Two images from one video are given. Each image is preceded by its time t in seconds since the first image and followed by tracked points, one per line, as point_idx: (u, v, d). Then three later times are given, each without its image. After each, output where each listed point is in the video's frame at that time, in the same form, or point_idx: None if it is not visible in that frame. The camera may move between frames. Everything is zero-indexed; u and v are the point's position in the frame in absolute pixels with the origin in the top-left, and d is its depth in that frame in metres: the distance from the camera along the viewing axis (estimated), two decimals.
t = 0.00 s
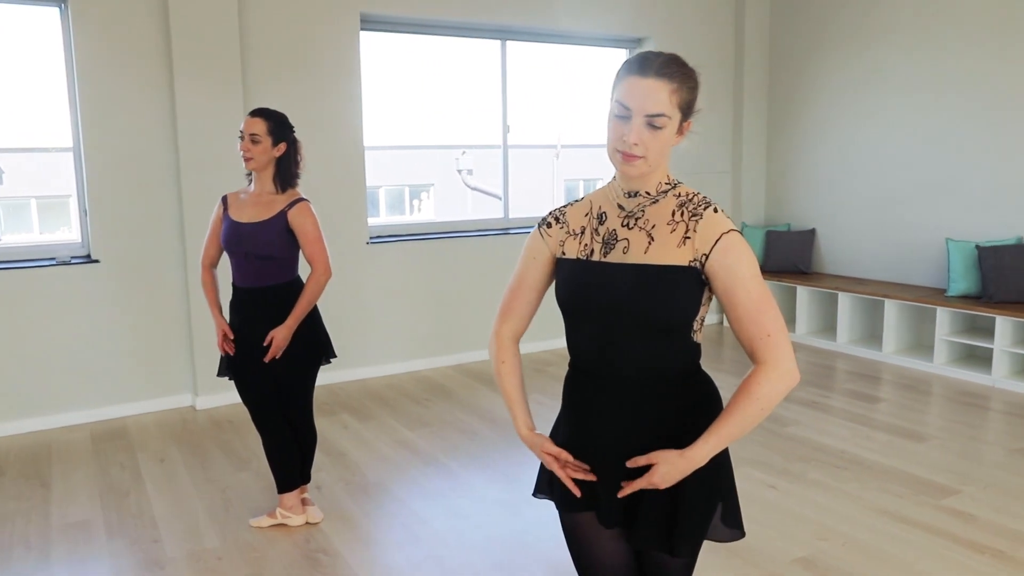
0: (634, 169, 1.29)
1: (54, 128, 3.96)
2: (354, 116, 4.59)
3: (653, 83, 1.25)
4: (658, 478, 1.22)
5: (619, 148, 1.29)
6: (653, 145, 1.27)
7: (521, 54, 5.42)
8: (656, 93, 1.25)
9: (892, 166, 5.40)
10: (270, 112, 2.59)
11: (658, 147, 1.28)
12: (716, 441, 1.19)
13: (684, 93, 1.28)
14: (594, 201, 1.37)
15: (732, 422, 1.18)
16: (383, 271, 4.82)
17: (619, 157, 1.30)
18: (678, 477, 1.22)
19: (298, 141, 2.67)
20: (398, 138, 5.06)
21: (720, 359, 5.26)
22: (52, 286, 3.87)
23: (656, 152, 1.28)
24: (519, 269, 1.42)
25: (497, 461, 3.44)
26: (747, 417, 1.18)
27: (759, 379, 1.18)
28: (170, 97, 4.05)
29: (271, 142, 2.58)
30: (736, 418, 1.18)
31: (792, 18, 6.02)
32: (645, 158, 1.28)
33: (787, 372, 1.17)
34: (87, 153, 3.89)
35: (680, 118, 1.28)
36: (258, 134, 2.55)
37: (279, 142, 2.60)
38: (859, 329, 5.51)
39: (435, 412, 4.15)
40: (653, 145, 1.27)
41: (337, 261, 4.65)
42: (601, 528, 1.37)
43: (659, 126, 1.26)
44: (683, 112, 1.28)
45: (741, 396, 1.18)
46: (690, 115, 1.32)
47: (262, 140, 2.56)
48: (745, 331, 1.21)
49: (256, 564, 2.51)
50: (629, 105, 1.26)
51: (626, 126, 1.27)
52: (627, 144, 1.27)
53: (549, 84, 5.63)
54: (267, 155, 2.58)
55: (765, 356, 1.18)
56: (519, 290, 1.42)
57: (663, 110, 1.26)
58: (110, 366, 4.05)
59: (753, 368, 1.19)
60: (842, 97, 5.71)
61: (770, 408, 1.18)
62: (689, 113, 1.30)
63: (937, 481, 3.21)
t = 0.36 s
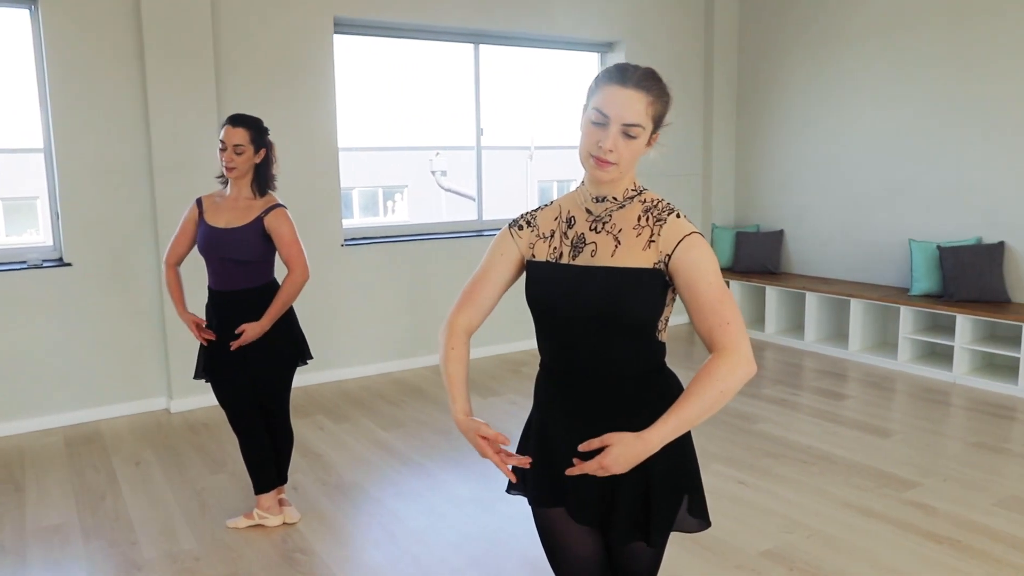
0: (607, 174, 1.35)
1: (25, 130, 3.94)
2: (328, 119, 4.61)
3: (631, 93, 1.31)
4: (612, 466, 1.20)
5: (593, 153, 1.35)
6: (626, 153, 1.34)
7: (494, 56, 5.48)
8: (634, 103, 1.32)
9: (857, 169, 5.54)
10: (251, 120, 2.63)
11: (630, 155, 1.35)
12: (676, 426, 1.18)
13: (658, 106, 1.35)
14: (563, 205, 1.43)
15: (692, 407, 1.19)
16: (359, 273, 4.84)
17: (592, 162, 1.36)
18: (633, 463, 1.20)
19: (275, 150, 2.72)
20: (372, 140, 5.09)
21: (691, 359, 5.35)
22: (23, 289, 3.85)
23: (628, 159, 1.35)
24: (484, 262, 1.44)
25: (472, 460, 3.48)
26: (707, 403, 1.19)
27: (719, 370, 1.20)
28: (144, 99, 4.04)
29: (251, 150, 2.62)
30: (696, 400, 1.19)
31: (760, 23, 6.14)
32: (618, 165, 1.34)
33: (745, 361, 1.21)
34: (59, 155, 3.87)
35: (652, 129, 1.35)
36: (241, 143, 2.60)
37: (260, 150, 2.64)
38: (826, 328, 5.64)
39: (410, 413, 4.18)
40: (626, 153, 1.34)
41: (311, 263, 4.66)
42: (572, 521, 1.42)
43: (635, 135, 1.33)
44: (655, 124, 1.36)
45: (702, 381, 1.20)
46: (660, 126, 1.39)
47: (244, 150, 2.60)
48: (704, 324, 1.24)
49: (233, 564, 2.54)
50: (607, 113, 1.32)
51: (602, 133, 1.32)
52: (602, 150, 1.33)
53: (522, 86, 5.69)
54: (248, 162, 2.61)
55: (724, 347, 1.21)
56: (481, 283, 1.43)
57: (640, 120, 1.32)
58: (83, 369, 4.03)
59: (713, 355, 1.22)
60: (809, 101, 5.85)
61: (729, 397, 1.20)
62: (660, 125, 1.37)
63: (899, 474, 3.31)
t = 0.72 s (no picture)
0: (591, 181, 1.42)
1: (15, 134, 3.98)
2: (317, 122, 4.66)
3: (616, 105, 1.38)
4: (585, 439, 1.22)
5: (579, 161, 1.41)
6: (610, 162, 1.41)
7: (482, 58, 5.54)
8: (618, 114, 1.39)
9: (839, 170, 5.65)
10: (246, 128, 2.68)
11: (613, 163, 1.42)
12: (649, 404, 1.23)
13: (640, 117, 1.42)
14: (550, 211, 1.49)
15: (665, 387, 1.24)
16: (348, 275, 4.89)
17: (577, 169, 1.42)
18: (604, 439, 1.23)
19: (267, 157, 2.77)
20: (361, 142, 5.14)
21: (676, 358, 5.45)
22: (14, 292, 3.87)
23: (612, 168, 1.42)
24: (473, 259, 1.50)
25: (461, 459, 3.55)
26: (679, 386, 1.25)
27: (693, 353, 1.26)
28: (134, 102, 4.08)
29: (246, 157, 2.67)
30: (668, 384, 1.24)
31: (743, 27, 6.24)
32: (602, 173, 1.41)
33: (716, 350, 1.27)
34: (50, 159, 3.90)
35: (634, 139, 1.43)
36: (236, 150, 2.64)
37: (254, 156, 2.70)
38: (809, 327, 5.74)
39: (400, 412, 4.24)
40: (609, 162, 1.41)
41: (302, 265, 4.71)
42: (557, 514, 1.49)
43: (618, 144, 1.40)
44: (637, 133, 1.43)
45: (674, 364, 1.26)
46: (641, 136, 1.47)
47: (240, 157, 2.65)
48: (677, 316, 1.31)
49: (228, 561, 2.59)
50: (592, 123, 1.38)
51: (588, 142, 1.39)
52: (588, 159, 1.40)
53: (509, 88, 5.76)
54: (243, 168, 2.66)
55: (697, 332, 1.27)
56: (468, 277, 1.48)
57: (623, 130, 1.39)
58: (75, 371, 4.06)
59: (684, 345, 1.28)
60: (792, 104, 5.95)
61: (699, 384, 1.25)
62: (642, 134, 1.45)
63: (877, 469, 3.40)
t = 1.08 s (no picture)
0: (592, 183, 1.48)
1: (18, 135, 4.02)
2: (318, 123, 4.71)
3: (615, 110, 1.44)
4: (580, 413, 1.24)
5: (579, 163, 1.47)
6: (609, 164, 1.46)
7: (481, 59, 5.59)
8: (617, 118, 1.44)
9: (834, 171, 5.71)
10: (253, 129, 2.75)
11: (612, 166, 1.47)
12: (642, 383, 1.27)
13: (639, 121, 1.48)
14: (551, 212, 1.55)
15: (658, 369, 1.28)
16: (349, 274, 4.94)
17: (578, 172, 1.48)
18: (598, 415, 1.25)
19: (272, 158, 2.82)
20: (361, 142, 5.18)
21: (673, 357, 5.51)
22: (19, 291, 3.92)
23: (611, 171, 1.48)
24: (474, 255, 1.55)
25: (461, 456, 3.60)
26: (670, 371, 1.29)
27: (684, 340, 1.31)
28: (137, 104, 4.13)
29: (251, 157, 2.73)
30: (659, 368, 1.29)
31: (739, 28, 6.30)
32: (601, 175, 1.46)
33: (704, 341, 1.33)
34: (54, 160, 3.95)
35: (632, 143, 1.48)
36: (242, 149, 2.70)
37: (258, 156, 2.75)
38: (805, 326, 5.80)
39: (400, 410, 4.29)
40: (609, 164, 1.47)
41: (303, 265, 4.76)
42: (556, 505, 1.54)
43: (617, 147, 1.45)
44: (636, 137, 1.48)
45: (666, 350, 1.31)
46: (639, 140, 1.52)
47: (244, 156, 2.70)
48: (667, 309, 1.37)
49: (233, 556, 2.64)
50: (592, 127, 1.44)
51: (588, 145, 1.45)
52: (588, 161, 1.46)
53: (508, 89, 5.81)
54: (247, 167, 2.71)
55: (688, 321, 1.33)
56: (468, 272, 1.54)
57: (621, 133, 1.45)
58: (79, 370, 4.11)
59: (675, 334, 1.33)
60: (787, 105, 6.01)
61: (688, 371, 1.31)
62: (640, 138, 1.50)
63: (870, 466, 3.46)
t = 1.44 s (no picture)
0: (595, 189, 1.53)
1: (27, 137, 4.07)
2: (323, 124, 4.76)
3: (616, 118, 1.49)
4: (580, 389, 1.28)
5: (582, 170, 1.52)
6: (611, 171, 1.51)
7: (483, 60, 5.64)
8: (618, 126, 1.49)
9: (833, 172, 5.76)
10: (261, 131, 2.80)
11: (614, 172, 1.52)
12: (640, 366, 1.31)
13: (639, 129, 1.53)
14: (555, 217, 1.60)
15: (656, 354, 1.33)
16: (353, 274, 4.99)
17: (580, 178, 1.53)
18: (597, 393, 1.29)
19: (281, 157, 2.87)
20: (365, 142, 5.22)
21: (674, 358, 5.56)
22: (28, 292, 3.98)
23: (612, 177, 1.53)
24: (481, 253, 1.61)
25: (464, 454, 3.65)
26: (667, 357, 1.34)
27: (678, 331, 1.37)
28: (145, 107, 4.18)
29: (259, 157, 2.78)
30: (657, 354, 1.33)
31: (739, 30, 6.35)
32: (604, 181, 1.51)
33: (698, 334, 1.39)
34: (64, 162, 4.00)
35: (633, 150, 1.53)
36: (249, 149, 2.75)
37: (267, 157, 2.80)
38: (804, 326, 5.86)
39: (404, 409, 4.34)
40: (610, 171, 1.52)
41: (308, 265, 4.82)
42: (560, 501, 1.60)
43: (618, 153, 1.50)
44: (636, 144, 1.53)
45: (663, 338, 1.36)
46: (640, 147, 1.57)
47: (251, 155, 2.75)
48: (664, 305, 1.42)
49: (243, 552, 2.69)
50: (594, 135, 1.49)
51: (590, 152, 1.50)
52: (590, 168, 1.51)
53: (510, 89, 5.86)
54: (256, 167, 2.76)
55: (683, 315, 1.39)
56: (475, 269, 1.59)
57: (622, 141, 1.50)
58: (87, 369, 4.16)
59: (672, 325, 1.38)
60: (787, 107, 6.06)
61: (682, 361, 1.36)
62: (640, 145, 1.55)
63: (867, 464, 3.51)
